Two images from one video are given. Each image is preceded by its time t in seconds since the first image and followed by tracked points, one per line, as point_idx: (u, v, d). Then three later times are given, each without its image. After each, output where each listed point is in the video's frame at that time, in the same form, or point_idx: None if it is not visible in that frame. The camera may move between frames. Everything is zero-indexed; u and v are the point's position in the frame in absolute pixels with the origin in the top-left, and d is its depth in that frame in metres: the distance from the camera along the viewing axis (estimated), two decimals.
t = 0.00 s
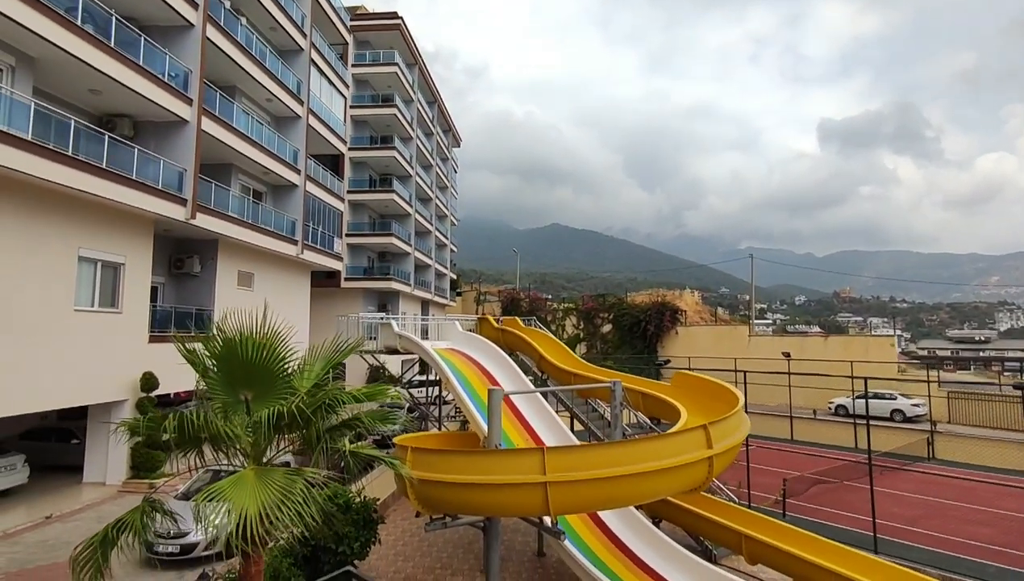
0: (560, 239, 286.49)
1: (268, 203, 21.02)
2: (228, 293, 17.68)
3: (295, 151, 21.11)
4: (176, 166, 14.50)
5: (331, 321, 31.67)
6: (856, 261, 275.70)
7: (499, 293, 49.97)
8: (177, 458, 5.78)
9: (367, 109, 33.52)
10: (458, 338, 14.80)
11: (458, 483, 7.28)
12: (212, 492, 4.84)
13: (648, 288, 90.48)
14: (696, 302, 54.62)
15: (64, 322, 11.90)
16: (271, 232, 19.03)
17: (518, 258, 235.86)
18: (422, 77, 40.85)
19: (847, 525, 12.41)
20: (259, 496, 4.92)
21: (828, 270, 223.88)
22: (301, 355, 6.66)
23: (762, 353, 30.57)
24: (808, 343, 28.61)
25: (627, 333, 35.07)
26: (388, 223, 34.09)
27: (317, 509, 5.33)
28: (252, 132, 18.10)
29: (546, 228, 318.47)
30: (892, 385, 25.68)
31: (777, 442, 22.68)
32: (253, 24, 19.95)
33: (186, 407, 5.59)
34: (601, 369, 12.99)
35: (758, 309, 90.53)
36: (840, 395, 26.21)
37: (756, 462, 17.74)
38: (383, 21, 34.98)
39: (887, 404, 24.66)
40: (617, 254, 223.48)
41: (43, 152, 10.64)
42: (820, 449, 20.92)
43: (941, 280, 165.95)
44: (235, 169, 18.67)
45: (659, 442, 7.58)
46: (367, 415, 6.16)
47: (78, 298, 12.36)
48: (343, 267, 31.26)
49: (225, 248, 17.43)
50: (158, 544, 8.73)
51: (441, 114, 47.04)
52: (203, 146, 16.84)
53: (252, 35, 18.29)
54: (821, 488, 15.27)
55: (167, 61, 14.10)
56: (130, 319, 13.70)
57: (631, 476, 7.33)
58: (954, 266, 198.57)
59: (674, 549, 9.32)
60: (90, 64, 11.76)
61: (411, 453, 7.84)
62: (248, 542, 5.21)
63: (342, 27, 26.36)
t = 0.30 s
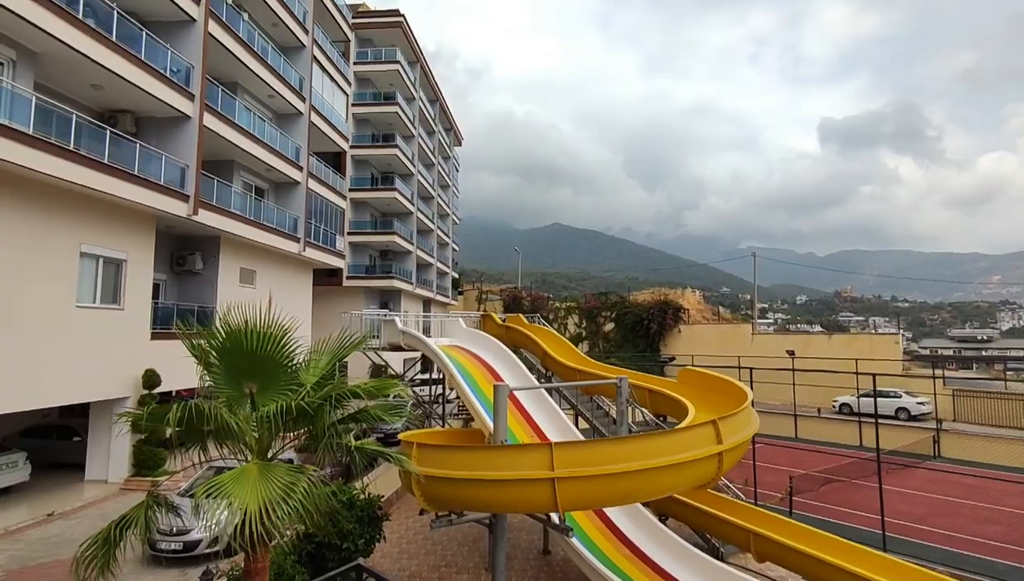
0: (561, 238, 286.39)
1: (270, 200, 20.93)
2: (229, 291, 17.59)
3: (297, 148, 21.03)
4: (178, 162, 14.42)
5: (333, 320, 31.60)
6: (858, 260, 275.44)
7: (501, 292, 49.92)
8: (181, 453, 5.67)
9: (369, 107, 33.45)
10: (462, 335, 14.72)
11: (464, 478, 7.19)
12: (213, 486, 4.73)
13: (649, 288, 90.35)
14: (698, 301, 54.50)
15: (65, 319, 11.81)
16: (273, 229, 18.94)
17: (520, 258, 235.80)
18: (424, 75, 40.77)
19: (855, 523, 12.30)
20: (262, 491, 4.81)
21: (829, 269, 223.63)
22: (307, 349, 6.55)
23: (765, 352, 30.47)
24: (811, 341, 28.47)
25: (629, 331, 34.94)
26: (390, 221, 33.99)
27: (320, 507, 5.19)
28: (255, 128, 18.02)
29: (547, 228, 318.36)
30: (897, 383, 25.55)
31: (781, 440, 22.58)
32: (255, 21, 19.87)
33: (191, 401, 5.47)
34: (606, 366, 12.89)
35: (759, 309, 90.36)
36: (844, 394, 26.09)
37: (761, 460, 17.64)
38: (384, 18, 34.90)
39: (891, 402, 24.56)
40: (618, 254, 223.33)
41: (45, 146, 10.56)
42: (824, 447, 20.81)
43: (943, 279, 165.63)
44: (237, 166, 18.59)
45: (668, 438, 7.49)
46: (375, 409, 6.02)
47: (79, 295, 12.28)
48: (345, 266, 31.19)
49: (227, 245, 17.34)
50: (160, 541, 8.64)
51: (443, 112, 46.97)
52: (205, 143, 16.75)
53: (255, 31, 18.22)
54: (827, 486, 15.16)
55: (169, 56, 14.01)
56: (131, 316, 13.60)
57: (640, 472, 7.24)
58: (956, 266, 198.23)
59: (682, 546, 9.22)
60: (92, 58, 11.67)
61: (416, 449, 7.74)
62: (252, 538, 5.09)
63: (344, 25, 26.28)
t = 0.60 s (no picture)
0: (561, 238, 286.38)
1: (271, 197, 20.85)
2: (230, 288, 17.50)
3: (298, 145, 20.95)
4: (179, 157, 14.33)
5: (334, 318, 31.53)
6: (857, 260, 275.47)
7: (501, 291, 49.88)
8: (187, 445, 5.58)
9: (369, 104, 33.37)
10: (464, 332, 14.64)
11: (471, 474, 7.07)
12: (216, 476, 4.61)
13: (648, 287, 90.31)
14: (698, 300, 54.50)
15: (66, 315, 11.72)
16: (274, 225, 18.84)
17: (519, 257, 235.72)
18: (424, 73, 40.70)
19: (860, 521, 12.23)
20: (265, 482, 4.66)
21: (829, 269, 223.66)
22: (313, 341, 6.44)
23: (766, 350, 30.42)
24: (813, 339, 28.42)
25: (630, 330, 34.85)
26: (390, 219, 33.89)
27: (324, 500, 5.05)
28: (256, 124, 17.93)
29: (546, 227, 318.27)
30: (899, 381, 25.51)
31: (784, 438, 22.52)
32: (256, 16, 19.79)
33: (196, 390, 5.40)
34: (610, 362, 12.80)
35: (758, 308, 90.36)
36: (846, 392, 26.03)
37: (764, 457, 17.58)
38: (385, 16, 34.81)
39: (893, 400, 24.50)
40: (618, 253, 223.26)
41: (45, 140, 10.47)
42: (827, 445, 20.74)
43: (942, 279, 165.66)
44: (238, 162, 18.50)
45: (676, 432, 7.41)
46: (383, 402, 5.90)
47: (80, 290, 12.18)
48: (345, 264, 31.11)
49: (228, 242, 17.26)
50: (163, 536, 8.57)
51: (443, 111, 46.91)
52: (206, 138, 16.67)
53: (256, 26, 18.14)
54: (832, 484, 15.09)
55: (170, 51, 13.92)
56: (132, 312, 13.51)
57: (648, 467, 7.17)
58: (955, 265, 198.34)
59: (689, 542, 9.14)
60: (93, 51, 11.59)
61: (422, 445, 7.62)
62: (260, 531, 5.02)
63: (345, 22, 26.21)
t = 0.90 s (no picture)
0: (559, 236, 286.29)
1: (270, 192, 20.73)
2: (229, 282, 17.38)
3: (298, 140, 20.82)
4: (178, 151, 14.21)
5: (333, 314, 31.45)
6: (855, 257, 275.79)
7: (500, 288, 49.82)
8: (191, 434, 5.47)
9: (368, 100, 33.22)
10: (465, 326, 14.56)
11: (476, 467, 6.99)
12: (220, 464, 4.52)
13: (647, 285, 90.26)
14: (698, 297, 54.46)
15: (64, 309, 11.60)
16: (273, 220, 18.71)
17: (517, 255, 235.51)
18: (423, 69, 40.53)
19: (864, 515, 12.19)
20: (270, 469, 4.57)
21: (826, 266, 224.01)
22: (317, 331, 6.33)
23: (766, 346, 30.41)
24: (813, 335, 28.43)
25: (630, 327, 34.77)
26: (389, 216, 33.78)
27: (332, 490, 4.94)
28: (255, 118, 17.78)
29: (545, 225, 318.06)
30: (900, 377, 25.50)
31: (784, 434, 22.51)
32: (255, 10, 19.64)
33: (198, 378, 5.30)
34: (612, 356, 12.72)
35: (757, 306, 90.43)
36: (847, 388, 26.03)
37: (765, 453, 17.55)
38: (384, 11, 34.64)
39: (894, 396, 24.51)
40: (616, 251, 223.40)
41: (42, 131, 10.34)
42: (828, 440, 20.73)
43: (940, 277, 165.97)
44: (237, 156, 18.36)
45: (686, 423, 7.35)
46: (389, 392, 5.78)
47: (78, 284, 12.05)
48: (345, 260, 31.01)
49: (227, 236, 17.12)
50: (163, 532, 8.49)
51: (442, 107, 46.74)
52: (205, 132, 16.54)
53: (254, 19, 18.00)
54: (836, 480, 15.06)
55: (169, 42, 13.78)
56: (131, 307, 13.38)
57: (655, 459, 7.10)
58: (952, 263, 198.78)
59: (694, 536, 9.06)
60: (90, 42, 11.45)
61: (425, 438, 7.53)
62: (266, 522, 4.92)
63: (345, 16, 26.06)
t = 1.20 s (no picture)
0: (555, 233, 286.22)
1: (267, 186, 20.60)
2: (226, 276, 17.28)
3: (295, 133, 20.68)
4: (174, 142, 14.07)
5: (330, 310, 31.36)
6: (850, 254, 276.86)
7: (497, 284, 49.76)
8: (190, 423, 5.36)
9: (365, 95, 33.04)
10: (465, 320, 14.49)
11: (478, 458, 6.90)
12: (223, 450, 4.42)
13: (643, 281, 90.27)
14: (694, 294, 54.48)
15: (60, 302, 11.48)
16: (270, 214, 18.58)
17: (514, 252, 235.42)
18: (420, 64, 40.34)
19: (863, 508, 12.21)
20: (273, 455, 4.49)
21: (822, 263, 224.73)
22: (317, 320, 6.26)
23: (763, 341, 30.47)
24: (810, 330, 28.50)
25: (628, 323, 34.73)
26: (386, 211, 33.66)
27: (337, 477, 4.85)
28: (251, 110, 17.63)
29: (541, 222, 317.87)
30: (897, 372, 25.57)
31: (782, 429, 22.56)
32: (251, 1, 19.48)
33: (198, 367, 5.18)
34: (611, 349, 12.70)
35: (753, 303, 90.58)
36: (844, 383, 26.07)
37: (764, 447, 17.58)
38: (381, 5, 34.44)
39: (891, 390, 24.57)
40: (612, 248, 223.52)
41: (36, 121, 10.19)
42: (826, 435, 20.77)
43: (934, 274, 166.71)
44: (233, 149, 18.21)
45: (690, 414, 7.32)
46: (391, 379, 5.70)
47: (73, 277, 11.92)
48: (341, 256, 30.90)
49: (224, 230, 17.02)
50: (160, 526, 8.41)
51: (439, 102, 46.55)
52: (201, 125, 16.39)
53: (251, 11, 17.84)
54: (834, 473, 15.09)
55: (164, 33, 13.63)
56: (127, 300, 13.27)
57: (659, 450, 7.05)
58: (946, 260, 199.71)
59: (696, 528, 9.00)
60: (85, 31, 11.30)
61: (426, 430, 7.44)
62: (264, 511, 4.81)
63: (342, 10, 25.90)
